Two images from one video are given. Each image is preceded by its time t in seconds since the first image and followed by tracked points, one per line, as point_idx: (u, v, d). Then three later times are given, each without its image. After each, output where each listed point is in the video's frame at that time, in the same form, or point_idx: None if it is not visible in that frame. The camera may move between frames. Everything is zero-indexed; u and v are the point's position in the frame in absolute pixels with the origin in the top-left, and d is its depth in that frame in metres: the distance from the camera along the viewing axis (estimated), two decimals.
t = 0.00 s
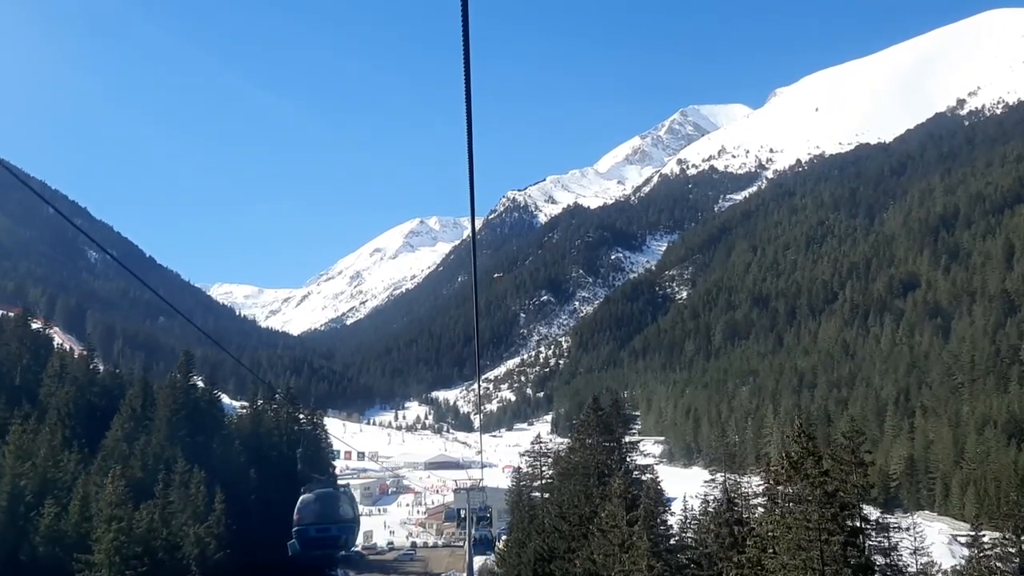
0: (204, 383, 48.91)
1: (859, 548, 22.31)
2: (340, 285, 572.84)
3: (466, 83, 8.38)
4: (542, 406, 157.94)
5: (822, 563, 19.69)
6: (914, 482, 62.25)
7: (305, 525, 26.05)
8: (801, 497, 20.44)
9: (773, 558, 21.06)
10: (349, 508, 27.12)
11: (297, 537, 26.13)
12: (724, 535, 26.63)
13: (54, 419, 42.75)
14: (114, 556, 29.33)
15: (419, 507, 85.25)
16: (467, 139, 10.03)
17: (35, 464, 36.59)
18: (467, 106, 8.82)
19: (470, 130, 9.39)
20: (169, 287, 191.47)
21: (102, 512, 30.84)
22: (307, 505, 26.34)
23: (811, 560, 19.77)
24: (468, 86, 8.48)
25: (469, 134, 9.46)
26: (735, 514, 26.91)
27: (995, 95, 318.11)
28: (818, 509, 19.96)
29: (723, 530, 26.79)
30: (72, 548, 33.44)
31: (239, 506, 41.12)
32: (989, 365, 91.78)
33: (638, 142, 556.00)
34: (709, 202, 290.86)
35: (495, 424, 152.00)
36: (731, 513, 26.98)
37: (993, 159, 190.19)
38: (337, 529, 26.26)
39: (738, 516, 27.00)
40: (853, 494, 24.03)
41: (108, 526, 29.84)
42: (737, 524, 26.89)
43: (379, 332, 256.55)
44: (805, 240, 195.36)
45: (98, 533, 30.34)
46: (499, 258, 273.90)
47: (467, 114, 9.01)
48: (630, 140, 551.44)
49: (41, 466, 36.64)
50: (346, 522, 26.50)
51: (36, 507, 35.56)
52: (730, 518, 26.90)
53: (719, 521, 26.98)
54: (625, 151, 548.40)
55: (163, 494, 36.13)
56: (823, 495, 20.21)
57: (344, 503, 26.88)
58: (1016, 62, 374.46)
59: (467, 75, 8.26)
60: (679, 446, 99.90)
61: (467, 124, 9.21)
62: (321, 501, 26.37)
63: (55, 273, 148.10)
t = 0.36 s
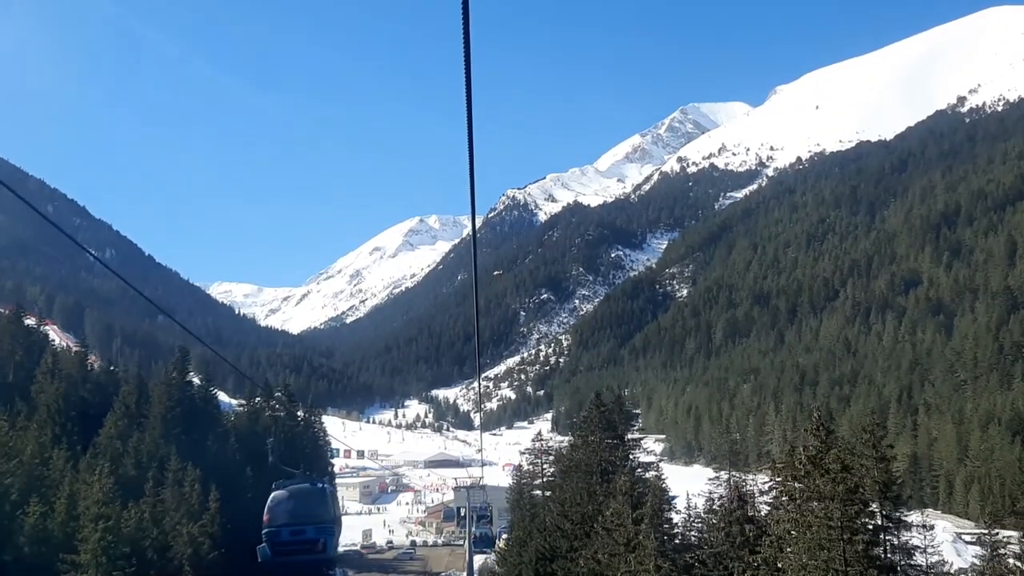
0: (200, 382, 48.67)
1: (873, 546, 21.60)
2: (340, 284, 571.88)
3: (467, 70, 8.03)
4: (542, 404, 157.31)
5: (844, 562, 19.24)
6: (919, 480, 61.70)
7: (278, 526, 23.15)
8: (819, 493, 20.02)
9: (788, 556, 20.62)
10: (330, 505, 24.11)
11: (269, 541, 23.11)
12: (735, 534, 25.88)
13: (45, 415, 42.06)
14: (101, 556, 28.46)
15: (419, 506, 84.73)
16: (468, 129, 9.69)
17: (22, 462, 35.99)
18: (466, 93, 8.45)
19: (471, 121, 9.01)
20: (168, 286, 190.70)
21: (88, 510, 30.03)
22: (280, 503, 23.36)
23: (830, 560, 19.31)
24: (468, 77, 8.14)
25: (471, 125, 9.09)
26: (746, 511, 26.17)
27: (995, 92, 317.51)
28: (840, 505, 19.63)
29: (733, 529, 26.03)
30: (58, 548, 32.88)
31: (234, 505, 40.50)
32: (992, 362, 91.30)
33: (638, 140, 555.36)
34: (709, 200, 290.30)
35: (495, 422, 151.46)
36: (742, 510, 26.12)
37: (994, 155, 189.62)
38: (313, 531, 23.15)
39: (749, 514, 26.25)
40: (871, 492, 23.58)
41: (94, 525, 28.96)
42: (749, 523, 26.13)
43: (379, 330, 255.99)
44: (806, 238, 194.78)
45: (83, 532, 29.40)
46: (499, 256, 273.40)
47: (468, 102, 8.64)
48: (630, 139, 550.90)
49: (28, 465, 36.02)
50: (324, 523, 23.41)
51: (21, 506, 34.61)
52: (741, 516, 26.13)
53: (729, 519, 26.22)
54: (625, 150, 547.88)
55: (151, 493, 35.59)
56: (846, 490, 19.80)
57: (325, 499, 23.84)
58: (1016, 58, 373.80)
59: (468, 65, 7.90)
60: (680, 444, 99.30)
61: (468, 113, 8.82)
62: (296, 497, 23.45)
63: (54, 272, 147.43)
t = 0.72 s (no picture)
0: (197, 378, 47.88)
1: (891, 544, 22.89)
2: (339, 284, 570.93)
3: (467, 56, 7.48)
4: (542, 404, 156.80)
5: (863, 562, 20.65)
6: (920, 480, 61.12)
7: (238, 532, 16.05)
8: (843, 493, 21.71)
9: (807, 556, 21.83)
10: (308, 505, 17.00)
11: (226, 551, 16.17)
12: (745, 533, 25.57)
13: (35, 414, 41.60)
14: (87, 558, 29.03)
15: (418, 506, 84.25)
16: (469, 120, 9.17)
17: (9, 461, 35.52)
18: (467, 81, 7.93)
19: (471, 108, 8.46)
20: (167, 286, 190.03)
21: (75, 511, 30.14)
22: (237, 500, 16.18)
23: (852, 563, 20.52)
24: (468, 61, 7.60)
25: (473, 113, 8.54)
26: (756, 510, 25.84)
27: (995, 91, 316.87)
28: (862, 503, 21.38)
29: (743, 529, 25.70)
30: (44, 550, 32.49)
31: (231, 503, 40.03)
32: (994, 361, 90.82)
33: (638, 139, 554.73)
34: (709, 199, 289.83)
35: (495, 422, 151.07)
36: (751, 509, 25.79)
37: (995, 153, 188.99)
38: (282, 536, 16.09)
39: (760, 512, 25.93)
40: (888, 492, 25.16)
41: (81, 526, 29.42)
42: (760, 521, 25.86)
43: (379, 330, 255.68)
44: (806, 237, 194.29)
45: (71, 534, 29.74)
46: (499, 256, 273.06)
47: (470, 90, 8.09)
48: (629, 138, 550.51)
49: (14, 464, 35.57)
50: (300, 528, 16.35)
51: (6, 506, 34.20)
52: (752, 515, 25.78)
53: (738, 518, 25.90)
54: (625, 149, 547.53)
55: (141, 493, 35.14)
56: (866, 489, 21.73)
57: (300, 496, 16.66)
58: (1016, 57, 373.01)
59: (469, 49, 7.35)
60: (680, 444, 98.83)
61: (469, 101, 8.28)
62: (263, 494, 16.22)
63: (53, 272, 146.88)
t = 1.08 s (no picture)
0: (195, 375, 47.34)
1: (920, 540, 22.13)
2: (339, 285, 570.74)
3: (470, 73, 7.26)
4: (542, 403, 156.49)
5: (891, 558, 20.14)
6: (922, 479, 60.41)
7: (186, 533, 13.42)
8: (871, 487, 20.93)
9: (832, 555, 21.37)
10: (273, 504, 14.41)
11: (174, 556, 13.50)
12: (755, 532, 25.42)
13: (25, 413, 40.97)
14: (75, 559, 29.13)
15: (418, 506, 83.92)
16: (473, 131, 8.98)
17: None
18: (471, 93, 7.66)
19: (473, 117, 8.19)
20: (166, 286, 189.51)
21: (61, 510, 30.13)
22: (187, 497, 13.52)
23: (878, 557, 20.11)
24: (472, 75, 7.35)
25: (475, 122, 8.29)
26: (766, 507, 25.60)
27: (995, 89, 316.62)
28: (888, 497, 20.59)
29: (754, 528, 25.52)
30: (29, 551, 32.09)
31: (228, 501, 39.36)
32: (996, 358, 90.28)
33: (637, 139, 554.59)
34: (708, 198, 289.59)
35: (495, 422, 150.89)
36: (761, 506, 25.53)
37: (995, 151, 188.70)
38: (239, 540, 13.42)
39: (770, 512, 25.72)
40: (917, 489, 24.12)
41: (68, 527, 29.41)
42: (771, 521, 25.73)
43: (378, 330, 255.48)
44: (806, 235, 193.88)
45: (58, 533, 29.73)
46: (499, 255, 272.94)
47: (472, 101, 7.86)
48: (629, 138, 550.47)
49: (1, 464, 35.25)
50: (264, 531, 13.81)
51: None
52: (763, 513, 25.59)
53: (749, 517, 25.65)
54: (624, 149, 547.41)
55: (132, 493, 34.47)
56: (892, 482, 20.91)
57: (263, 494, 14.06)
58: (1016, 55, 372.71)
59: (474, 68, 7.19)
60: (680, 442, 98.54)
61: (471, 111, 8.10)
62: (217, 489, 13.59)
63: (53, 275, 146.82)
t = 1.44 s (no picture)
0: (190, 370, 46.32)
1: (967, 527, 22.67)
2: (338, 284, 570.53)
3: (467, 79, 7.03)
4: (542, 402, 155.95)
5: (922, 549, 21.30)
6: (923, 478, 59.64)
7: (85, 534, 10.01)
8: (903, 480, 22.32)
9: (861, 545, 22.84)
10: (213, 499, 11.11)
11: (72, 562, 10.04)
12: (767, 527, 24.67)
13: (14, 409, 39.87)
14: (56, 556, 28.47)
15: (417, 505, 83.40)
16: (472, 126, 8.59)
17: None
18: (470, 97, 7.42)
19: (472, 115, 7.82)
20: (165, 286, 188.88)
21: (46, 508, 29.57)
22: (95, 484, 10.19)
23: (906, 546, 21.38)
24: (469, 79, 7.09)
25: (473, 123, 7.97)
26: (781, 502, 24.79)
27: (994, 87, 316.03)
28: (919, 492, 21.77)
29: (767, 522, 24.74)
30: (13, 549, 31.83)
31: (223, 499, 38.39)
32: (999, 355, 89.47)
33: (636, 138, 553.93)
34: (708, 197, 288.99)
35: (495, 421, 150.65)
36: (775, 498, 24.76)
37: (996, 149, 187.95)
38: (162, 542, 10.15)
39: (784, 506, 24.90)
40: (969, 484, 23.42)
41: (52, 523, 28.79)
42: (785, 516, 24.84)
43: (378, 329, 255.02)
44: (806, 234, 193.35)
45: (42, 531, 29.28)
46: (498, 254, 272.54)
47: (471, 102, 7.57)
48: (628, 137, 549.97)
49: None
50: (197, 531, 10.49)
51: None
52: (777, 508, 24.75)
53: (762, 512, 24.82)
54: (624, 147, 546.90)
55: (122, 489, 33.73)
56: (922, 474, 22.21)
57: (199, 484, 10.78)
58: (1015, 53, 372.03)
59: (470, 81, 7.09)
60: (681, 440, 98.03)
61: (470, 111, 7.78)
62: (136, 473, 10.27)
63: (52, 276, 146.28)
